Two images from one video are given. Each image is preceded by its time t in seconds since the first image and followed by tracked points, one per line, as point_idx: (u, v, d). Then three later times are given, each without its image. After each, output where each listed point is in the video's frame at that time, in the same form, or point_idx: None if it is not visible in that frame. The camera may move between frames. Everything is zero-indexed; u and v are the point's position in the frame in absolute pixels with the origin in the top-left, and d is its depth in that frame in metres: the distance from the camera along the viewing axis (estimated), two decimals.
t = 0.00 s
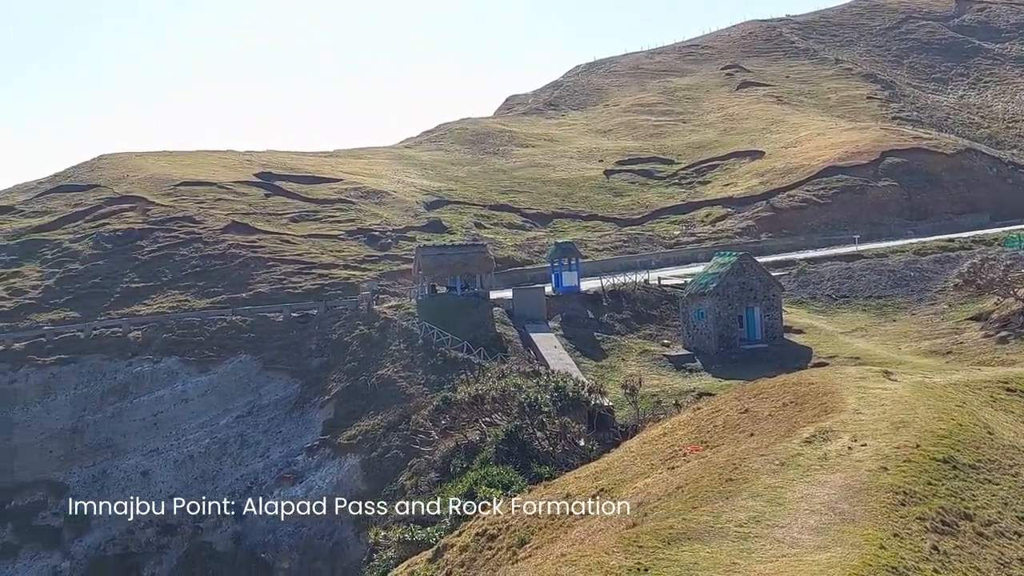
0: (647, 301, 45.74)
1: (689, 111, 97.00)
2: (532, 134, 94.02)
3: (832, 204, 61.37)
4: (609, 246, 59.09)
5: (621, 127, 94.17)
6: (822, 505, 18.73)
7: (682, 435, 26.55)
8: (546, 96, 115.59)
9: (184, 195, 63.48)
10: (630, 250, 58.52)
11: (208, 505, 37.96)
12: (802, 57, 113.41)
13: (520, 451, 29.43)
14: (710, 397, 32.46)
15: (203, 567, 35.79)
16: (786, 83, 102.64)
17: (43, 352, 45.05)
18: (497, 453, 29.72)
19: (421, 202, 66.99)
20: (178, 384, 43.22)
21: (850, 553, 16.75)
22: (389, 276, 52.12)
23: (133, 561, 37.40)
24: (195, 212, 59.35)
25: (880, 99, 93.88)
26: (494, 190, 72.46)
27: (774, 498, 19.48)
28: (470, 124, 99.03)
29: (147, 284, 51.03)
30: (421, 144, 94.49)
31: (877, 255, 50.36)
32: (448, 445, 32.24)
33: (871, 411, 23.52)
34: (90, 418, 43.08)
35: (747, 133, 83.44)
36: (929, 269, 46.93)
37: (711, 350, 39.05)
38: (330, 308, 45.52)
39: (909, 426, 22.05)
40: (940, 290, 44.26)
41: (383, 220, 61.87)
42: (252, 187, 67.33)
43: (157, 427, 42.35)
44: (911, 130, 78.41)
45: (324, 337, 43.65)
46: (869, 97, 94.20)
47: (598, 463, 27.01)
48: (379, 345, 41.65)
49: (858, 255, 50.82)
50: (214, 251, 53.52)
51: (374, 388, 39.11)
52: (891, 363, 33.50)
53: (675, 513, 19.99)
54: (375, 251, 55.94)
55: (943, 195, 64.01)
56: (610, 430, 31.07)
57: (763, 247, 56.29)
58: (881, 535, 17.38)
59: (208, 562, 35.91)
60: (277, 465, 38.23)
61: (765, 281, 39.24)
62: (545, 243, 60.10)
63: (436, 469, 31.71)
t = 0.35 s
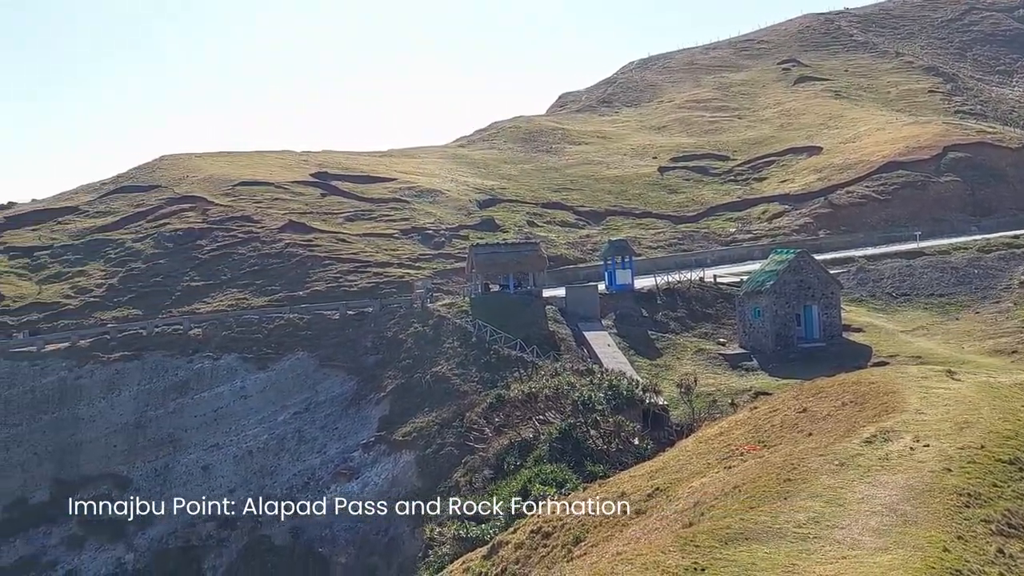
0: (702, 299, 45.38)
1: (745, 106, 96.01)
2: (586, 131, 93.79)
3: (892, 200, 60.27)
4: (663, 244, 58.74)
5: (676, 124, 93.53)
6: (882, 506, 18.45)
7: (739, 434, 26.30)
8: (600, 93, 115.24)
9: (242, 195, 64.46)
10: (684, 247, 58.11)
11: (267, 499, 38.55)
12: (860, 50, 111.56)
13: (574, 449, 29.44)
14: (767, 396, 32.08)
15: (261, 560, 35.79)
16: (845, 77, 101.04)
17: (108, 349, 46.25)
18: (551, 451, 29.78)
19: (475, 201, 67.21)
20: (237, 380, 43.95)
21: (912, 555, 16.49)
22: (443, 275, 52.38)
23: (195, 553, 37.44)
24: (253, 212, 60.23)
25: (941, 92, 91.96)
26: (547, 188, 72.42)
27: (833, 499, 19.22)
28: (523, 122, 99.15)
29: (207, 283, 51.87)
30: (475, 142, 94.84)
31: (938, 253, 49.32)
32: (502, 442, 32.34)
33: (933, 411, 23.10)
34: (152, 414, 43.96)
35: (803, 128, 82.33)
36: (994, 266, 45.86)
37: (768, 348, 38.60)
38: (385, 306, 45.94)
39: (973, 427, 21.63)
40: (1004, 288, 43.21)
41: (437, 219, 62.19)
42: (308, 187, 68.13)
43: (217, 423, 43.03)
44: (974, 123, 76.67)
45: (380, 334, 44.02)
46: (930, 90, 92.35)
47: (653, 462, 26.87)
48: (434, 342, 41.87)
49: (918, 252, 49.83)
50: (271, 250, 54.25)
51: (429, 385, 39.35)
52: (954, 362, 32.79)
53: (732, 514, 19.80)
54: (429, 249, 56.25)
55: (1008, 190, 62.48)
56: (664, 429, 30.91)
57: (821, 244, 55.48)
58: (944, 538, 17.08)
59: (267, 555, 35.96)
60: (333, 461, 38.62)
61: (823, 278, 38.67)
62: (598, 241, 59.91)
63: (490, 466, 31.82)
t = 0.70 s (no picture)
0: (759, 296, 44.89)
1: (803, 100, 94.74)
2: (640, 127, 93.26)
3: (956, 194, 59.01)
4: (718, 240, 58.22)
5: (732, 119, 92.57)
6: (946, 507, 18.13)
7: (797, 432, 25.95)
8: (654, 88, 114.47)
9: (300, 193, 65.27)
10: (741, 243, 57.52)
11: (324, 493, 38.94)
12: (922, 42, 109.34)
13: (628, 447, 29.35)
14: (825, 395, 31.65)
15: (319, 553, 36.08)
16: (906, 70, 99.13)
17: (170, 344, 47.32)
18: (606, 448, 29.74)
19: (529, 197, 67.25)
20: (295, 376, 44.55)
21: (977, 556, 16.19)
22: (497, 272, 52.45)
23: (254, 545, 37.74)
24: (309, 210, 60.96)
25: (1007, 84, 89.78)
26: (601, 184, 72.18)
27: (895, 498, 18.92)
28: (577, 118, 98.91)
29: (266, 280, 52.62)
30: (529, 139, 94.85)
31: (1004, 248, 48.20)
32: (556, 439, 32.38)
33: (998, 411, 22.62)
34: (213, 408, 44.71)
35: (863, 122, 80.98)
36: None
37: (827, 346, 38.06)
38: (440, 303, 46.25)
39: None
40: None
41: (491, 215, 62.32)
42: (364, 185, 68.76)
43: (275, 418, 43.60)
44: None
45: (434, 331, 44.30)
46: (995, 82, 90.17)
47: (710, 460, 26.65)
48: (488, 339, 42.01)
49: (983, 248, 48.74)
50: (328, 247, 54.85)
51: (483, 382, 39.49)
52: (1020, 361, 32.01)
53: (792, 512, 19.57)
54: (483, 246, 56.43)
55: None
56: (721, 428, 30.67)
57: (881, 238, 54.52)
58: (1011, 539, 16.74)
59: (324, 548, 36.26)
60: (389, 457, 38.91)
61: (884, 275, 37.96)
62: (653, 237, 59.58)
63: (544, 463, 31.88)
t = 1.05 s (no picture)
0: (818, 292, 44.29)
1: (863, 91, 93.14)
2: (696, 120, 92.48)
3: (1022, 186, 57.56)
4: (776, 234, 57.54)
5: (790, 111, 91.35)
6: (1013, 507, 17.78)
7: (858, 429, 25.55)
8: (711, 81, 113.37)
9: (355, 189, 65.90)
10: (799, 237, 56.76)
11: (380, 486, 39.31)
12: (987, 31, 106.79)
13: (684, 444, 29.21)
14: (886, 392, 31.16)
15: (376, 545, 36.34)
16: (971, 59, 96.89)
17: (230, 338, 48.20)
18: (661, 445, 29.65)
19: (583, 192, 67.12)
20: (352, 369, 44.99)
21: None
22: (551, 267, 52.43)
23: (312, 536, 38.24)
24: (365, 206, 61.52)
25: None
26: (656, 179, 71.75)
27: (960, 498, 18.59)
28: (632, 112, 98.39)
29: (323, 275, 53.24)
30: (583, 133, 94.59)
31: None
32: (611, 434, 32.31)
33: None
34: (272, 401, 45.34)
35: (925, 113, 79.38)
36: None
37: (888, 342, 37.45)
38: (494, 298, 46.39)
39: None
40: None
41: (545, 210, 62.31)
42: (419, 181, 69.19)
43: (332, 411, 44.04)
44: None
45: (489, 326, 44.47)
46: None
47: (768, 457, 26.37)
48: (542, 335, 42.05)
49: None
50: (384, 243, 55.31)
51: (538, 377, 39.54)
52: None
53: (853, 510, 19.31)
54: (538, 242, 56.45)
55: None
56: (778, 425, 30.35)
57: (944, 232, 53.40)
58: None
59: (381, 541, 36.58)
60: (445, 451, 39.09)
61: (947, 269, 37.08)
62: (709, 232, 59.09)
63: (599, 458, 31.85)
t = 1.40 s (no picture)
0: (881, 285, 43.51)
1: (928, 80, 91.12)
2: (755, 111, 91.35)
3: None
4: (837, 227, 56.62)
5: (852, 101, 89.77)
6: None
7: (923, 425, 25.03)
8: (771, 71, 111.85)
9: (413, 185, 66.33)
10: (861, 230, 55.78)
11: (438, 479, 39.56)
12: None
13: (743, 440, 28.94)
14: (952, 388, 30.52)
15: (434, 538, 36.71)
16: None
17: (290, 332, 48.89)
18: (720, 439, 29.37)
19: (640, 185, 66.74)
20: (410, 363, 45.30)
21: None
22: (608, 261, 52.24)
23: (371, 528, 38.71)
24: (422, 201, 61.88)
25: None
26: (714, 171, 71.06)
27: None
28: (690, 104, 97.56)
29: (380, 270, 53.69)
30: (640, 126, 94.02)
31: None
32: (668, 430, 32.12)
33: None
34: (332, 394, 45.87)
35: (993, 102, 77.41)
36: None
37: (955, 336, 36.75)
38: (549, 292, 46.34)
39: None
40: None
41: (601, 204, 62.11)
42: (475, 176, 69.40)
43: (391, 404, 44.41)
44: None
45: (545, 320, 44.45)
46: None
47: (828, 453, 25.98)
48: (599, 329, 41.95)
49: None
50: (440, 237, 55.60)
51: (595, 371, 39.45)
52: None
53: (918, 508, 18.94)
54: (594, 236, 56.27)
55: None
56: (841, 421, 29.87)
57: (1013, 222, 52.02)
58: None
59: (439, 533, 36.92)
60: (502, 444, 39.18)
61: (1018, 263, 35.76)
62: (768, 225, 58.37)
63: (657, 453, 31.71)
